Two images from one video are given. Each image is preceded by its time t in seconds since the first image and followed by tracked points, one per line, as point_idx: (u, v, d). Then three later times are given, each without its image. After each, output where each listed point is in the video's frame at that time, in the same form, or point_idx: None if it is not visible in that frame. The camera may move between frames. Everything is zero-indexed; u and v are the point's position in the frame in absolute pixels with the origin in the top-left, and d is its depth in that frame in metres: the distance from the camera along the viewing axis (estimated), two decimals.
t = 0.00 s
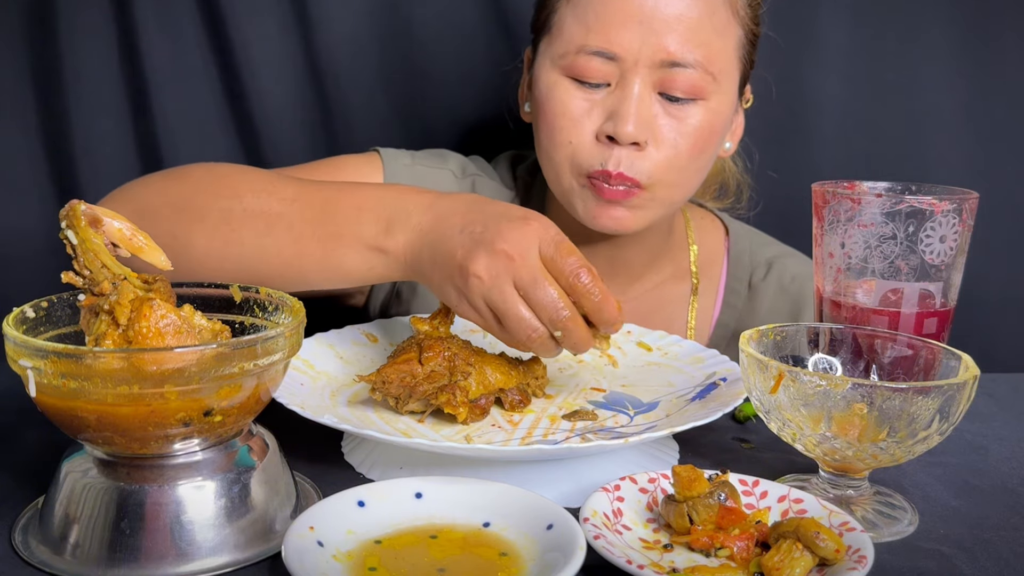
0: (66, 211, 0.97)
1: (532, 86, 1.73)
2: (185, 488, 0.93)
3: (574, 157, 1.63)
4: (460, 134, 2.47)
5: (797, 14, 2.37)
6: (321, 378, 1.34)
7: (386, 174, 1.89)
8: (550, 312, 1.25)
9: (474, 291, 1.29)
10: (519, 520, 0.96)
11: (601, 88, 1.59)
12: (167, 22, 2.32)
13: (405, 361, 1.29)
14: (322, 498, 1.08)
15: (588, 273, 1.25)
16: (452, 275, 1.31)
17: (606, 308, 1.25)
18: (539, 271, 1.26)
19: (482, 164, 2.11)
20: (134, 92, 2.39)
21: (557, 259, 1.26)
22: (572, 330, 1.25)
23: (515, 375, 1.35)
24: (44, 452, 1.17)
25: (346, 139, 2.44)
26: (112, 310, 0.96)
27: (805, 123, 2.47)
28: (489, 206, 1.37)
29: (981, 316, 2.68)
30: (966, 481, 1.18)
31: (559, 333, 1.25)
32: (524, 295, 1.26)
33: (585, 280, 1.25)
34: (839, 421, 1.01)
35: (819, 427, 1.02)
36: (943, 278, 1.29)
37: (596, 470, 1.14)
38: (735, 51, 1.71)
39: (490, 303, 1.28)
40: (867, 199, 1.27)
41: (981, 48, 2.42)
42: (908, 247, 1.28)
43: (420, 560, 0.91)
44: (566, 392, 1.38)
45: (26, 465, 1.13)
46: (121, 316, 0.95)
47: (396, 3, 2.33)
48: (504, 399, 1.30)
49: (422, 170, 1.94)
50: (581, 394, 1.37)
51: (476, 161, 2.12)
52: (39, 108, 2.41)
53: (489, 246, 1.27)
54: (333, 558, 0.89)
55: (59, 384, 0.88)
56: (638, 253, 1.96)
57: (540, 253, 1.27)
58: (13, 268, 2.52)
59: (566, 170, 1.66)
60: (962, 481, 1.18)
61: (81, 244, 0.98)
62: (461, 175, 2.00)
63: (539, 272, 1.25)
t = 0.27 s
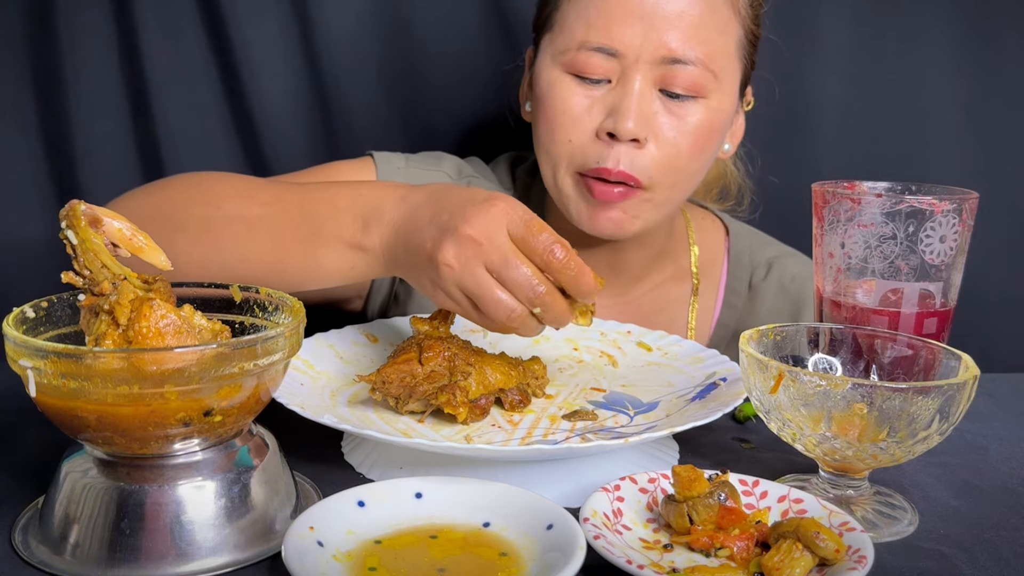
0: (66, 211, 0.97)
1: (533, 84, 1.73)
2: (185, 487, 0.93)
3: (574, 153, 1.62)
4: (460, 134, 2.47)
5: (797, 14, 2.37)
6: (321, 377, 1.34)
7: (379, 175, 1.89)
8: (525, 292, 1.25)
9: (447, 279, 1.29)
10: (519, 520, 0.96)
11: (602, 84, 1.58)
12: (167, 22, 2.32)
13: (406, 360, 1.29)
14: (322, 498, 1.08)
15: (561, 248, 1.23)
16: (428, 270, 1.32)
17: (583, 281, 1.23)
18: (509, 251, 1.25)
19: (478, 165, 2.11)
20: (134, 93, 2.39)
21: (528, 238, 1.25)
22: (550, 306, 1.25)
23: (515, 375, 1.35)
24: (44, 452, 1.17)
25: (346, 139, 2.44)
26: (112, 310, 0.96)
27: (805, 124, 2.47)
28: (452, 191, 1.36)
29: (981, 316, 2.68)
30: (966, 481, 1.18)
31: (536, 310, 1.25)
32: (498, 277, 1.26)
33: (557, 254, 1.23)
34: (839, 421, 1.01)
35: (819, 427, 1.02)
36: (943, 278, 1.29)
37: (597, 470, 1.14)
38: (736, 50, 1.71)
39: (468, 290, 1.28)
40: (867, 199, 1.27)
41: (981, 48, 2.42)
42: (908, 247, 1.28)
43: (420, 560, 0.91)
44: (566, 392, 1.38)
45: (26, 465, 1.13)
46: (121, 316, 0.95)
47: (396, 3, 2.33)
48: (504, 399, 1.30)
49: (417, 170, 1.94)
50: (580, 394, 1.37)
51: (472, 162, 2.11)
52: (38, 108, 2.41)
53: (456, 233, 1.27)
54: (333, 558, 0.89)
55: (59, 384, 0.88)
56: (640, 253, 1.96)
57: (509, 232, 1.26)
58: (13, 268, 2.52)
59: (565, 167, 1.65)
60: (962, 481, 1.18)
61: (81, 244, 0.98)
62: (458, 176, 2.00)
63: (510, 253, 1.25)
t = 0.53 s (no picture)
0: (66, 211, 0.97)
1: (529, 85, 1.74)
2: (185, 487, 0.93)
3: (570, 152, 1.62)
4: (460, 134, 2.46)
5: (798, 14, 2.37)
6: (321, 377, 1.34)
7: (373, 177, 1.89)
8: (497, 272, 1.23)
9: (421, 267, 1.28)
10: (518, 520, 0.96)
11: (597, 83, 1.59)
12: (167, 22, 2.32)
13: (405, 361, 1.29)
14: (322, 498, 1.08)
15: (530, 226, 1.21)
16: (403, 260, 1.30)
17: (555, 256, 1.20)
18: (478, 232, 1.23)
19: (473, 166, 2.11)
20: (134, 93, 2.39)
21: (497, 219, 1.23)
22: (524, 284, 1.23)
23: (515, 375, 1.35)
24: (44, 451, 1.17)
25: (346, 139, 2.44)
26: (112, 311, 0.96)
27: (805, 124, 2.48)
28: (423, 180, 1.35)
29: (981, 316, 2.68)
30: (966, 481, 1.18)
31: (512, 290, 1.23)
32: (470, 260, 1.24)
33: (525, 231, 1.21)
34: (839, 421, 1.01)
35: (819, 427, 1.02)
36: (943, 278, 1.29)
37: (597, 470, 1.14)
38: (733, 49, 1.71)
39: (442, 276, 1.26)
40: (867, 199, 1.27)
41: (981, 48, 2.42)
42: (908, 247, 1.28)
43: (420, 560, 0.91)
44: (566, 392, 1.38)
45: (26, 465, 1.13)
46: (121, 316, 0.95)
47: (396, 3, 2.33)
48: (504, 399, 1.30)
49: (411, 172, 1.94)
50: (581, 394, 1.37)
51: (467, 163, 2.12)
52: (39, 108, 2.41)
53: (425, 220, 1.25)
54: (332, 558, 0.89)
55: (59, 384, 0.88)
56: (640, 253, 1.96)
57: (478, 216, 1.24)
58: (13, 268, 2.52)
59: (562, 167, 1.65)
60: (962, 481, 1.18)
61: (81, 244, 0.98)
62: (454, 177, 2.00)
63: (478, 235, 1.23)
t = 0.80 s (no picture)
0: (66, 211, 0.97)
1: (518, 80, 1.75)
2: (185, 488, 0.93)
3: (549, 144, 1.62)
4: (460, 134, 2.46)
5: (797, 15, 2.37)
6: (321, 378, 1.34)
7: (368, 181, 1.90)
8: (526, 244, 1.32)
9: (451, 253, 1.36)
10: (518, 520, 0.96)
11: (580, 77, 1.58)
12: (167, 22, 2.32)
13: (405, 361, 1.30)
14: (322, 498, 1.08)
15: (547, 197, 1.30)
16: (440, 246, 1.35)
17: (575, 219, 1.30)
18: (501, 210, 1.32)
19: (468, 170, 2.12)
20: (134, 93, 2.39)
21: (514, 195, 1.31)
22: (552, 248, 1.32)
23: (514, 375, 1.35)
24: (44, 451, 1.17)
25: (346, 139, 2.44)
26: (112, 310, 0.96)
27: (805, 124, 2.48)
28: (429, 167, 1.40)
29: (981, 316, 2.68)
30: (966, 481, 1.18)
31: (541, 256, 1.33)
32: (498, 238, 1.33)
33: (544, 203, 1.30)
34: (839, 421, 1.01)
35: (819, 427, 1.02)
36: (943, 278, 1.29)
37: (597, 470, 1.14)
38: (718, 48, 1.71)
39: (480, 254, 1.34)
40: (867, 199, 1.27)
41: (981, 49, 2.42)
42: (908, 247, 1.28)
43: (420, 560, 0.91)
44: (566, 392, 1.38)
45: (26, 465, 1.13)
46: (121, 316, 0.95)
47: (396, 4, 2.33)
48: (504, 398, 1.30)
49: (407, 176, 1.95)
50: (580, 394, 1.37)
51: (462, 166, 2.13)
52: (39, 108, 2.41)
53: (448, 210, 1.32)
54: (332, 558, 0.89)
55: (59, 384, 0.88)
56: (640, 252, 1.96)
57: (495, 195, 1.32)
58: (13, 268, 2.52)
59: (541, 159, 1.65)
60: (962, 481, 1.18)
61: (81, 244, 0.98)
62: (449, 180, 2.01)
63: (501, 213, 1.31)
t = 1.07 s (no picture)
0: (66, 211, 0.97)
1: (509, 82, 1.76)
2: (185, 487, 0.93)
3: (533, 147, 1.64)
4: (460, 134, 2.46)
5: (797, 15, 2.37)
6: (321, 378, 1.34)
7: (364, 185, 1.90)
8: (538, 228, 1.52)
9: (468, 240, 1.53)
10: (518, 520, 0.96)
11: (563, 79, 1.59)
12: (167, 22, 2.32)
13: (405, 361, 1.30)
14: (322, 498, 1.08)
15: (555, 186, 1.49)
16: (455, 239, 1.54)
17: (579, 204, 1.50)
18: (514, 200, 1.50)
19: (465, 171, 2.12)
20: (134, 93, 2.39)
21: (525, 187, 1.49)
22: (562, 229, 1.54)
23: (514, 375, 1.35)
24: (44, 451, 1.17)
25: (346, 139, 2.44)
26: (112, 311, 0.96)
27: (805, 124, 2.48)
28: (441, 163, 1.54)
29: (981, 316, 2.68)
30: (966, 481, 1.18)
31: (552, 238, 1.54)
32: (513, 225, 1.52)
33: (553, 192, 1.49)
34: (839, 421, 1.01)
35: (819, 427, 1.02)
36: (943, 278, 1.29)
37: (597, 470, 1.14)
38: (703, 50, 1.70)
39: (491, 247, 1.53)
40: (867, 199, 1.27)
41: (981, 49, 2.42)
42: (908, 247, 1.28)
43: (420, 560, 0.91)
44: (566, 392, 1.38)
45: (25, 466, 1.13)
46: (121, 316, 0.95)
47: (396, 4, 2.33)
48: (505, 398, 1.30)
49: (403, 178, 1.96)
50: (580, 394, 1.37)
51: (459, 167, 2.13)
52: (39, 108, 2.41)
53: (468, 205, 1.49)
54: (332, 558, 0.89)
55: (59, 384, 0.88)
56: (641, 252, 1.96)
57: (508, 187, 1.50)
58: (13, 268, 2.53)
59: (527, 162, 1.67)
60: (962, 481, 1.18)
61: (81, 244, 0.98)
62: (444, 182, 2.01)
63: (515, 203, 1.50)
